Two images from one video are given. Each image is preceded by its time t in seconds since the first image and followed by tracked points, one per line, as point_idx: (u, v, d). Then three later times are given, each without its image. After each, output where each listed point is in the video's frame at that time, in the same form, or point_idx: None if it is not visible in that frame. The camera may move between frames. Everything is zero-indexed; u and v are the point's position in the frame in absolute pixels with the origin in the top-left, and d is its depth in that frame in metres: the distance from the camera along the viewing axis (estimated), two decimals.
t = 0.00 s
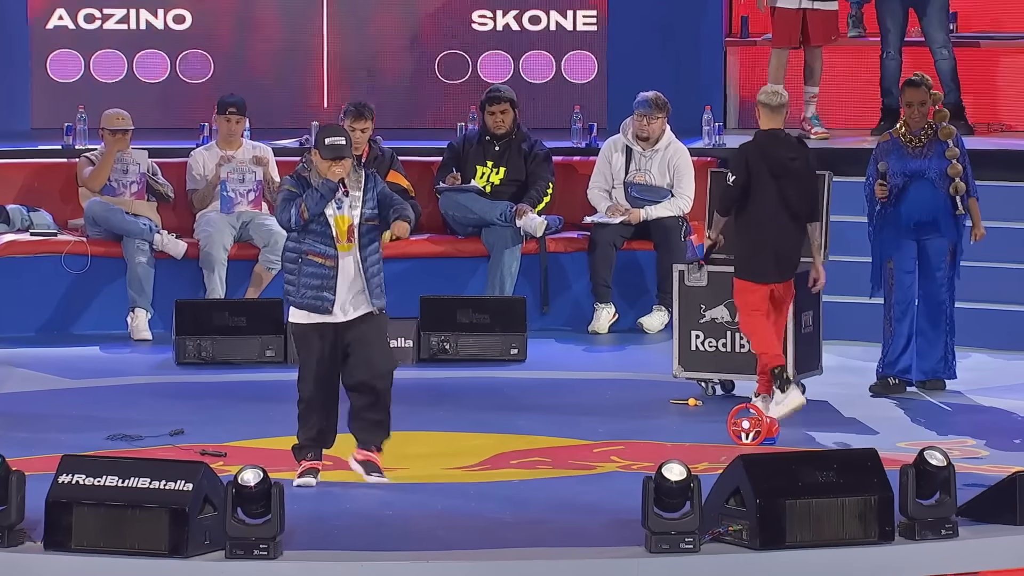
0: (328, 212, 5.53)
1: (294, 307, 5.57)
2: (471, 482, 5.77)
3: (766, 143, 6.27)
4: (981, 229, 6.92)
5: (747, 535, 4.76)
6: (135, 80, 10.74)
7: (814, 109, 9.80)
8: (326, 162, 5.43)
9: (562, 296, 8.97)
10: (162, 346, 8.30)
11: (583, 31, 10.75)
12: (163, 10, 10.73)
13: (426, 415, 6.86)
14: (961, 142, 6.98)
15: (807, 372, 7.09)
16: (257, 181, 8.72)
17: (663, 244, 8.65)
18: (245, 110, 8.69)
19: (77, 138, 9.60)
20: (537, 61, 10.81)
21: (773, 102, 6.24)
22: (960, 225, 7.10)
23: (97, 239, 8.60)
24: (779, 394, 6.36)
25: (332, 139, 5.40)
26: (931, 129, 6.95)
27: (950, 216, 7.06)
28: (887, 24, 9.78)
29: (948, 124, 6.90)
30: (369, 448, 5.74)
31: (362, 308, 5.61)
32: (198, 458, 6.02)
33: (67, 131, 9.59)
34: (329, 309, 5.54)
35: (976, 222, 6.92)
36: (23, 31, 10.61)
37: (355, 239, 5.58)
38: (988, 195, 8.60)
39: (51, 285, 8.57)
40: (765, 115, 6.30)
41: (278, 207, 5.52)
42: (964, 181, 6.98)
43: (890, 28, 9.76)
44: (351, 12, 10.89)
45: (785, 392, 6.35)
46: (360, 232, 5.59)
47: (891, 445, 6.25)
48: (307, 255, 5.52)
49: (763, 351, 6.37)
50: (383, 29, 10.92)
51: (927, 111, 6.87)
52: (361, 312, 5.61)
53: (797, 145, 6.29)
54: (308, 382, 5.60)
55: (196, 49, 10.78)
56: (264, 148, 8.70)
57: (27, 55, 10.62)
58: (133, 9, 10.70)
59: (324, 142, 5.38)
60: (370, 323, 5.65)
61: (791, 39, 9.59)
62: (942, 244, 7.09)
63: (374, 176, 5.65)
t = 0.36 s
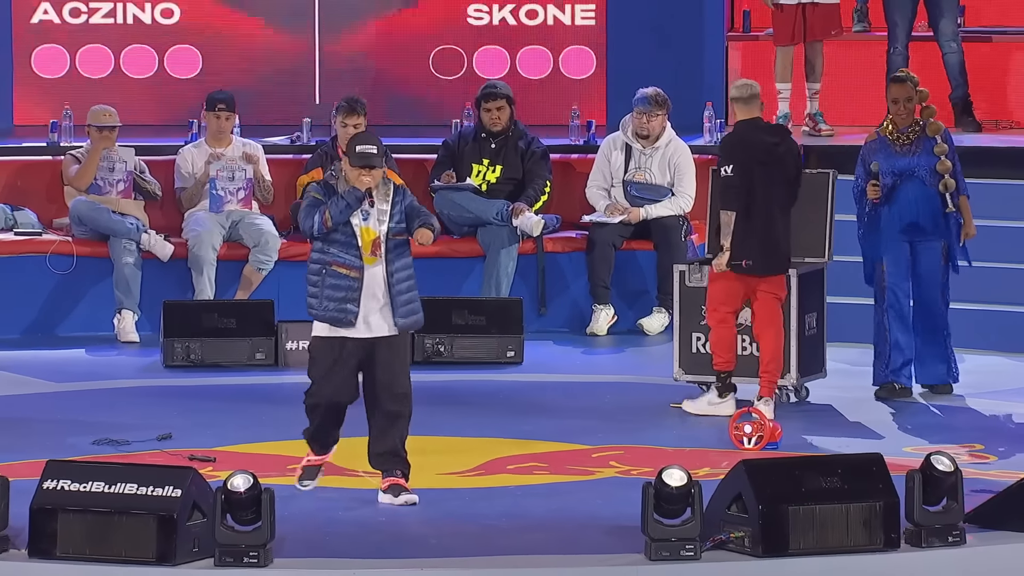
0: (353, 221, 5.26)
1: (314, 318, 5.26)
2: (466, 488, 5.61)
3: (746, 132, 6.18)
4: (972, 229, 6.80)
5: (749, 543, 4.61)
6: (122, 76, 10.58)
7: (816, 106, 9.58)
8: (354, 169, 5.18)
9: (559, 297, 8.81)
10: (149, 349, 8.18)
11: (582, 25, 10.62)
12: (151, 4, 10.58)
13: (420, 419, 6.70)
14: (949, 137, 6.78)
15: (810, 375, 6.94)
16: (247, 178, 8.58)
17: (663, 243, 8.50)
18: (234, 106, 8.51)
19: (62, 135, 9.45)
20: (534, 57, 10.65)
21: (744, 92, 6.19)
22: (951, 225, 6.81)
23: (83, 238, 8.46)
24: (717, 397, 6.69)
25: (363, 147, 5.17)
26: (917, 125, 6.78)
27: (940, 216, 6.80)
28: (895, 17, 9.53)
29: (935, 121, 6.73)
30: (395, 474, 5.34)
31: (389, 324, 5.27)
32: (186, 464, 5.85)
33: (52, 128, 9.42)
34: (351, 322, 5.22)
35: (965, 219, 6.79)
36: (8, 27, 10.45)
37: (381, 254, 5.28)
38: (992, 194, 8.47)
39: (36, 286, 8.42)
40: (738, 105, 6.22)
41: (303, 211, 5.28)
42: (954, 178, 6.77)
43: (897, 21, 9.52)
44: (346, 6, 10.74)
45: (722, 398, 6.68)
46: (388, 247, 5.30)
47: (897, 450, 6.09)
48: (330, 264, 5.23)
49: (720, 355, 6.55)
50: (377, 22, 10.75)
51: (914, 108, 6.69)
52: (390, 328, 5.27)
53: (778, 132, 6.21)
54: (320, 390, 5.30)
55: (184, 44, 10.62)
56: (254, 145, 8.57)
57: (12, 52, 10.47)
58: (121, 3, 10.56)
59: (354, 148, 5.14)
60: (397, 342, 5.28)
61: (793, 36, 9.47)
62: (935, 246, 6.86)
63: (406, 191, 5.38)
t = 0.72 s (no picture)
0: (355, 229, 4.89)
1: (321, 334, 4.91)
2: (460, 491, 5.46)
3: (722, 126, 6.12)
4: (965, 223, 6.64)
5: (752, 548, 4.46)
6: (109, 69, 10.41)
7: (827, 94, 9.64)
8: (349, 174, 4.82)
9: (557, 296, 8.67)
10: (136, 349, 8.03)
11: (580, 18, 10.49)
12: None
13: (414, 421, 6.55)
14: (948, 132, 6.58)
15: (814, 377, 6.79)
16: (237, 175, 8.44)
17: (663, 241, 8.37)
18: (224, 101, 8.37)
19: (47, 130, 9.29)
20: (532, 50, 10.53)
21: (715, 86, 6.15)
22: (946, 221, 6.66)
23: (69, 236, 8.34)
24: (716, 398, 6.54)
25: (358, 150, 4.79)
26: (916, 120, 6.60)
27: (935, 212, 6.63)
28: (912, 11, 9.32)
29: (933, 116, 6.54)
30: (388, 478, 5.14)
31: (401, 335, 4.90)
32: (174, 468, 5.69)
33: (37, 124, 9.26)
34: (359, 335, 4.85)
35: (960, 216, 6.63)
36: None
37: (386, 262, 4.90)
38: (996, 190, 8.35)
39: (21, 284, 8.29)
40: (710, 100, 6.17)
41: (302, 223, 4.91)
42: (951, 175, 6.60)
43: (914, 13, 9.33)
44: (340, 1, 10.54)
45: (722, 399, 6.53)
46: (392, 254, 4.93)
47: (903, 452, 5.95)
48: (332, 277, 4.86)
49: (715, 358, 6.42)
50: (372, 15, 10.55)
51: (913, 103, 6.51)
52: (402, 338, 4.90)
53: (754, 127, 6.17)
54: (355, 408, 4.86)
55: (172, 37, 10.44)
56: (245, 141, 8.44)
57: None
58: None
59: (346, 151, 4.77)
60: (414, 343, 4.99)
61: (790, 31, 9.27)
62: (929, 245, 6.65)
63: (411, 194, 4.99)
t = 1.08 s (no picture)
0: (351, 221, 4.73)
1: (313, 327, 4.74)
2: (455, 488, 5.31)
3: (725, 104, 6.05)
4: (983, 220, 6.44)
5: (754, 547, 4.32)
6: (92, 55, 10.33)
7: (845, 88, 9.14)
8: (347, 165, 4.67)
9: (554, 290, 8.53)
10: (123, 343, 7.90)
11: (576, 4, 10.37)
12: None
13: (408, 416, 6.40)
14: (957, 121, 6.40)
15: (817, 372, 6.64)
16: (227, 164, 8.30)
17: (663, 232, 8.22)
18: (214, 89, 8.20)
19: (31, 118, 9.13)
20: (529, 36, 10.42)
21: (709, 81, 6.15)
22: (955, 210, 6.48)
23: (54, 228, 8.20)
24: (716, 392, 6.38)
25: (356, 141, 4.63)
26: (925, 106, 6.41)
27: (941, 202, 6.48)
28: None
29: (942, 103, 6.34)
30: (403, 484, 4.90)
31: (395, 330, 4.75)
32: (162, 464, 5.54)
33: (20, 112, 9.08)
34: (351, 329, 4.69)
35: (975, 209, 6.44)
36: None
37: (382, 254, 4.74)
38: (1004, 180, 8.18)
39: (4, 276, 8.17)
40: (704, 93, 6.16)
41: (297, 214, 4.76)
42: (958, 164, 6.41)
43: None
44: None
45: (723, 394, 6.37)
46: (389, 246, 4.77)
47: (909, 449, 5.80)
48: (327, 268, 4.70)
49: (719, 349, 6.26)
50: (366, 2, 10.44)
51: (922, 90, 6.37)
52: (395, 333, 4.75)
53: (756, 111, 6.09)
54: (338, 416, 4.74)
55: (158, 23, 10.33)
56: (234, 131, 8.30)
57: None
58: None
59: (347, 143, 4.63)
60: (413, 341, 4.79)
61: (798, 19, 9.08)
62: (935, 233, 6.53)
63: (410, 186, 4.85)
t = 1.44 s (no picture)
0: (373, 240, 4.50)
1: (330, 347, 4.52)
2: (450, 490, 5.20)
3: (734, 100, 6.02)
4: (980, 216, 6.36)
5: (756, 551, 4.21)
6: (83, 50, 10.77)
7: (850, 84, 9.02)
8: (370, 183, 4.43)
9: (552, 289, 8.43)
10: (112, 343, 7.82)
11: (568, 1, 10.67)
12: None
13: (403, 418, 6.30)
14: (963, 117, 6.30)
15: (817, 373, 6.55)
16: (219, 162, 8.20)
17: (663, 231, 8.13)
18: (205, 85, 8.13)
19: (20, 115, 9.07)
20: (525, 31, 10.74)
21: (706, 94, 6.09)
22: (959, 208, 6.39)
23: (42, 227, 8.08)
24: (716, 392, 6.29)
25: (378, 159, 4.41)
26: (931, 103, 6.30)
27: (945, 200, 6.38)
28: None
29: (949, 100, 6.23)
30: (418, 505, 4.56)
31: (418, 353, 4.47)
32: (153, 467, 5.43)
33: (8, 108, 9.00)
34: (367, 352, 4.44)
35: (975, 206, 6.36)
36: None
37: (404, 276, 4.48)
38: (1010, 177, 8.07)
39: None
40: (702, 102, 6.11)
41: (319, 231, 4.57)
42: (963, 162, 6.31)
43: None
44: None
45: (722, 393, 6.28)
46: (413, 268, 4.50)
47: (913, 451, 5.70)
48: (347, 289, 4.48)
49: (721, 345, 6.19)
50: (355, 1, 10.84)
51: (929, 85, 6.25)
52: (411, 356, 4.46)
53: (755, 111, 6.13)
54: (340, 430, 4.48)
55: (150, 18, 10.72)
56: (226, 127, 8.21)
57: None
58: None
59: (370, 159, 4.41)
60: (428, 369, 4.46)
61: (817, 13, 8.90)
62: (939, 232, 6.43)
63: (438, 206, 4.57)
